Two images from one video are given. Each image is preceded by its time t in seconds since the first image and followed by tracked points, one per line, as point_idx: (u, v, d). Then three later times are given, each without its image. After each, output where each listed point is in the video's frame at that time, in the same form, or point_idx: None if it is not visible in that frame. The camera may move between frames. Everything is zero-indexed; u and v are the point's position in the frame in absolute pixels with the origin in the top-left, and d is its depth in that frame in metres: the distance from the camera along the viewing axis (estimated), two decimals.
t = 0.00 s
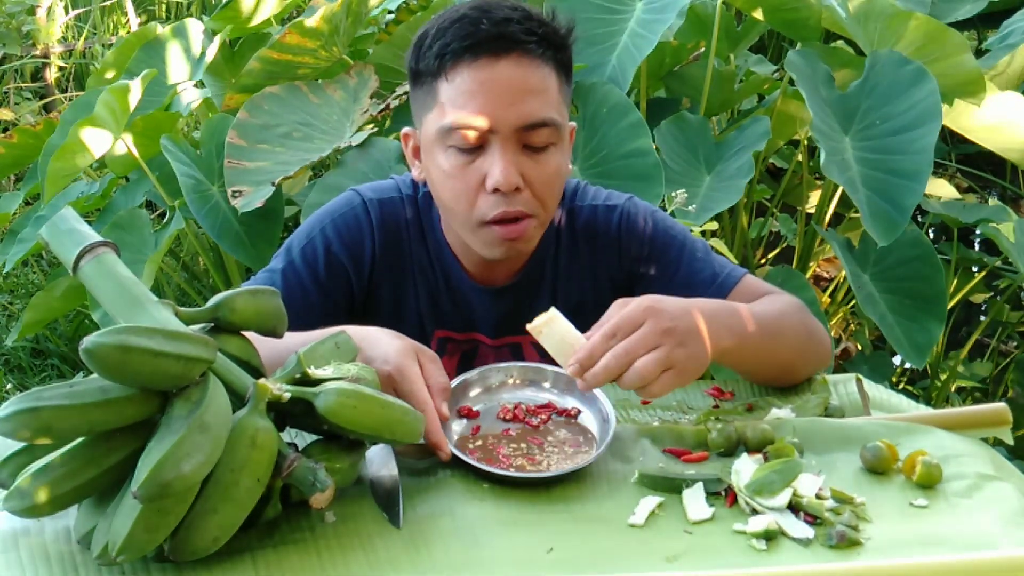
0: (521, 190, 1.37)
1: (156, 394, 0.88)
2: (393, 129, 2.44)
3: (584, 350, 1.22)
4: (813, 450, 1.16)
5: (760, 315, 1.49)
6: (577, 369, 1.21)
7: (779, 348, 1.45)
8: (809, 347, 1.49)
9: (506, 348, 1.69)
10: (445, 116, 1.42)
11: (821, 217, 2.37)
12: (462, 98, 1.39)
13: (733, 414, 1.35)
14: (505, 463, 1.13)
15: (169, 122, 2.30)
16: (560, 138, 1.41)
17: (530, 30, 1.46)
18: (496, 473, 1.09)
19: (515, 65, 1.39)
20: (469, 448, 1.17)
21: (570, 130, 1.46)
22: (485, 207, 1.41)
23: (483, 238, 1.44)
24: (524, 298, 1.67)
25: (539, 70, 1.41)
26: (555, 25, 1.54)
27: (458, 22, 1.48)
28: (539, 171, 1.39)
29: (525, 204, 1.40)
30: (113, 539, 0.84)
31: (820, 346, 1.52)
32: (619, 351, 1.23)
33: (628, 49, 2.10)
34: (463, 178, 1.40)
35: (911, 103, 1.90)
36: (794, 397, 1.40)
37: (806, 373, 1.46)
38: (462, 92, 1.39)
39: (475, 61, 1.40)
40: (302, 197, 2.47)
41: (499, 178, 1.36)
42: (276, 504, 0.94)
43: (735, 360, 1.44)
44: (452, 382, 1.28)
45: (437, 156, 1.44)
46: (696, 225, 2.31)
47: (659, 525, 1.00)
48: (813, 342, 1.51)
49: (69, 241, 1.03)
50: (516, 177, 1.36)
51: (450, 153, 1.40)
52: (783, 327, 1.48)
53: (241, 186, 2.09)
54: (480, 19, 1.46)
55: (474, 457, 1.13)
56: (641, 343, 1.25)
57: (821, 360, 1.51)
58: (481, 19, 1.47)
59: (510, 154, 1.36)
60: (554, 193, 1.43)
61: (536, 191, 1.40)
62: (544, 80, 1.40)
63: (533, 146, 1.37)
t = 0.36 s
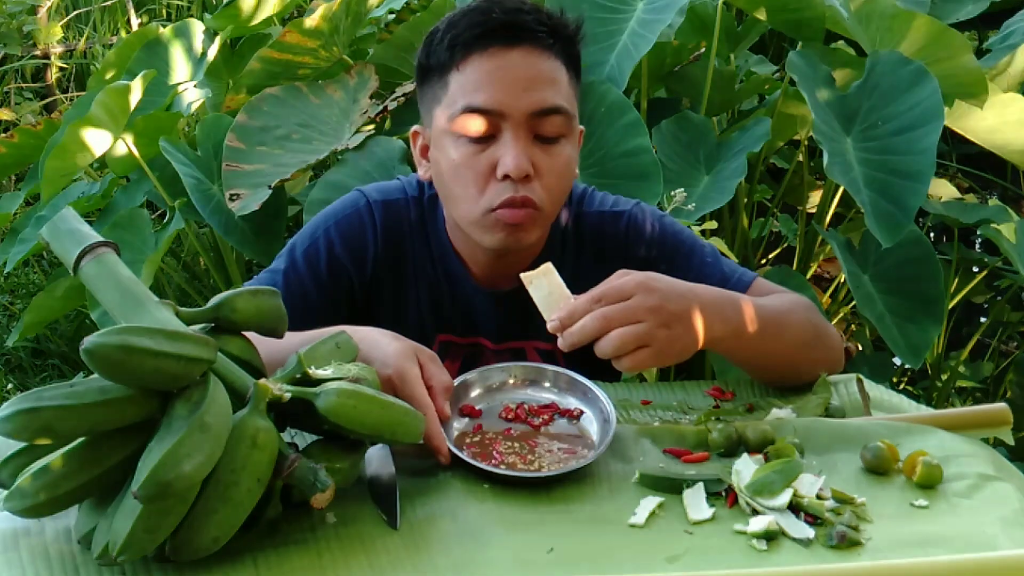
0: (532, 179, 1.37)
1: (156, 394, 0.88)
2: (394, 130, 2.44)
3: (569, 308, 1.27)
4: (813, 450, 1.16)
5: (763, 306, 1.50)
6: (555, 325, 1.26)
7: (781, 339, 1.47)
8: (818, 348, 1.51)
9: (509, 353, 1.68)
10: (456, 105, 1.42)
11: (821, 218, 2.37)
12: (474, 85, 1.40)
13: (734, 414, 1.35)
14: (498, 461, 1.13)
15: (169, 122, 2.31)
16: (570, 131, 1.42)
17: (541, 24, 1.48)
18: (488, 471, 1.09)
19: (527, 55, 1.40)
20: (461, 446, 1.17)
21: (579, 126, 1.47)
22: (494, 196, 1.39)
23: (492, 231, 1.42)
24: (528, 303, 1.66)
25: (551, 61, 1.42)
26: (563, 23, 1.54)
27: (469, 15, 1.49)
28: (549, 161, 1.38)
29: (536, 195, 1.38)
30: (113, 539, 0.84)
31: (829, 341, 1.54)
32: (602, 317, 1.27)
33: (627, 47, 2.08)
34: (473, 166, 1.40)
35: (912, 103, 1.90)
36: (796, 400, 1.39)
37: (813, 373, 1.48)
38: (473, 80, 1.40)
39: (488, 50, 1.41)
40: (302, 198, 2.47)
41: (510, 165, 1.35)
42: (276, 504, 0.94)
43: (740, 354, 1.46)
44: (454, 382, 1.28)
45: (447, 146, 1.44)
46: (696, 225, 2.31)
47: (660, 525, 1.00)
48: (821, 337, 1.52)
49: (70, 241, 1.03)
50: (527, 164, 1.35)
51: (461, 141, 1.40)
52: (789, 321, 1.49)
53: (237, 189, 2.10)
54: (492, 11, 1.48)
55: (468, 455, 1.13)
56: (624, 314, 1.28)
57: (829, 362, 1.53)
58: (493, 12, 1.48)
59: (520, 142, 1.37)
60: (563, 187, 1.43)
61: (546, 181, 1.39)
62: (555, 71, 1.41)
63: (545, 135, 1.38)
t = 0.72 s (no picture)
0: (552, 205, 1.37)
1: (157, 394, 0.88)
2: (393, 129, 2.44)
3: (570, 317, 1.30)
4: (813, 451, 1.16)
5: (764, 305, 1.49)
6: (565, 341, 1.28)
7: (785, 336, 1.47)
8: (829, 344, 1.49)
9: (518, 363, 1.67)
10: (481, 124, 1.42)
11: (821, 218, 2.37)
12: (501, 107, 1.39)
13: (734, 414, 1.35)
14: (495, 461, 1.13)
15: (170, 122, 2.31)
16: (594, 158, 1.42)
17: (576, 49, 1.46)
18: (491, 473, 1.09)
19: (560, 81, 1.39)
20: (461, 447, 1.17)
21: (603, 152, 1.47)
22: (513, 218, 1.40)
23: (507, 251, 1.43)
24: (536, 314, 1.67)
25: (582, 88, 1.41)
26: (596, 45, 1.53)
27: (504, 32, 1.47)
28: (571, 188, 1.39)
29: (554, 220, 1.39)
30: (113, 539, 0.84)
31: (839, 334, 1.52)
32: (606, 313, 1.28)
33: (628, 49, 2.08)
34: (494, 187, 1.40)
35: (912, 103, 1.90)
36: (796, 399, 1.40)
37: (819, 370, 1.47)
38: (502, 101, 1.39)
39: (520, 73, 1.40)
40: (303, 198, 2.47)
41: (532, 190, 1.36)
42: (276, 504, 0.94)
43: (745, 351, 1.47)
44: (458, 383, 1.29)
45: (468, 163, 1.44)
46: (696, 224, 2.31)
47: (660, 525, 1.00)
48: (829, 331, 1.51)
49: (70, 241, 1.03)
50: (549, 190, 1.36)
51: (484, 161, 1.40)
52: (794, 321, 1.49)
53: (235, 188, 2.10)
54: (527, 31, 1.46)
55: (470, 457, 1.13)
56: (628, 308, 1.30)
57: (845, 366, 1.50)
58: (529, 32, 1.46)
59: (543, 167, 1.37)
60: (582, 213, 1.43)
61: (565, 208, 1.40)
62: (585, 99, 1.41)
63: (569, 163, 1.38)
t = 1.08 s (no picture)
0: (541, 212, 1.38)
1: (156, 394, 0.88)
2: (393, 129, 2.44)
3: (585, 297, 1.30)
4: (812, 450, 1.16)
5: (762, 314, 1.49)
6: (572, 315, 1.28)
7: (782, 343, 1.45)
8: (826, 348, 1.48)
9: (513, 363, 1.69)
10: (468, 131, 1.42)
11: (820, 217, 2.37)
12: (489, 114, 1.39)
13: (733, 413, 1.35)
14: (493, 460, 1.13)
15: (169, 122, 2.30)
16: (584, 164, 1.42)
17: (565, 53, 1.46)
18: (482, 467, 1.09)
19: (548, 87, 1.39)
20: (454, 442, 1.18)
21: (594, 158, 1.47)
22: (503, 225, 1.41)
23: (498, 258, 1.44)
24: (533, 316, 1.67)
25: (571, 94, 1.41)
26: (588, 53, 1.52)
27: (494, 38, 1.47)
28: (561, 195, 1.39)
29: (544, 227, 1.40)
30: (113, 539, 0.84)
31: (836, 339, 1.51)
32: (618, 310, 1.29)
33: (628, 49, 2.08)
34: (483, 194, 1.40)
35: (909, 103, 1.90)
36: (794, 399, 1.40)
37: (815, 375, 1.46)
38: (489, 109, 1.40)
39: (507, 80, 1.40)
40: (302, 197, 2.47)
41: (520, 198, 1.36)
42: (275, 504, 0.94)
43: (741, 359, 1.45)
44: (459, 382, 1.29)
45: (458, 170, 1.44)
46: (696, 224, 2.31)
47: (659, 525, 1.00)
48: (828, 336, 1.50)
49: (69, 241, 1.03)
50: (538, 198, 1.36)
51: (473, 169, 1.41)
52: (790, 326, 1.48)
53: (237, 188, 2.10)
54: (517, 37, 1.46)
55: (462, 453, 1.14)
56: (643, 322, 1.30)
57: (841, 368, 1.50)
58: (518, 36, 1.45)
59: (532, 174, 1.37)
60: (573, 219, 1.43)
61: (555, 215, 1.40)
62: (574, 104, 1.41)
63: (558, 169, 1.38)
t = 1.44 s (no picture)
0: (545, 194, 1.38)
1: (157, 394, 0.88)
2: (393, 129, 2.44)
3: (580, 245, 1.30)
4: (812, 450, 1.16)
5: (762, 309, 1.50)
6: (565, 256, 1.28)
7: (781, 338, 1.47)
8: (826, 346, 1.50)
9: (518, 363, 1.68)
10: (472, 116, 1.42)
11: (820, 217, 2.37)
12: (492, 97, 1.39)
13: (734, 414, 1.35)
14: (492, 460, 1.13)
15: (168, 122, 2.30)
16: (587, 147, 1.42)
17: (564, 37, 1.47)
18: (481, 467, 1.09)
19: (549, 69, 1.40)
20: (453, 441, 1.18)
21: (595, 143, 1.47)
22: (508, 209, 1.40)
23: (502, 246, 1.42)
24: (537, 314, 1.67)
25: (572, 76, 1.42)
26: (586, 39, 1.54)
27: (493, 26, 1.47)
28: (564, 176, 1.39)
29: (549, 209, 1.39)
30: (113, 539, 0.84)
31: (835, 337, 1.52)
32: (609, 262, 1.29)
33: (627, 49, 2.08)
34: (488, 179, 1.40)
35: (908, 103, 1.90)
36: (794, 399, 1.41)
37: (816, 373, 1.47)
38: (493, 92, 1.39)
39: (509, 63, 1.41)
40: (302, 197, 2.47)
41: (525, 178, 1.36)
42: (276, 504, 0.94)
43: (741, 352, 1.47)
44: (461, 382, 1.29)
45: (461, 156, 1.44)
46: (696, 224, 2.31)
47: (659, 525, 1.00)
48: (827, 334, 1.51)
49: (69, 241, 1.03)
50: (543, 178, 1.36)
51: (477, 154, 1.40)
52: (791, 322, 1.49)
53: (233, 189, 2.10)
54: (516, 23, 1.47)
55: (462, 452, 1.14)
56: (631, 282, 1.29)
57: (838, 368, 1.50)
58: (518, 22, 1.47)
59: (535, 156, 1.37)
60: (576, 203, 1.43)
61: (560, 197, 1.40)
62: (575, 87, 1.42)
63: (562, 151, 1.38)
